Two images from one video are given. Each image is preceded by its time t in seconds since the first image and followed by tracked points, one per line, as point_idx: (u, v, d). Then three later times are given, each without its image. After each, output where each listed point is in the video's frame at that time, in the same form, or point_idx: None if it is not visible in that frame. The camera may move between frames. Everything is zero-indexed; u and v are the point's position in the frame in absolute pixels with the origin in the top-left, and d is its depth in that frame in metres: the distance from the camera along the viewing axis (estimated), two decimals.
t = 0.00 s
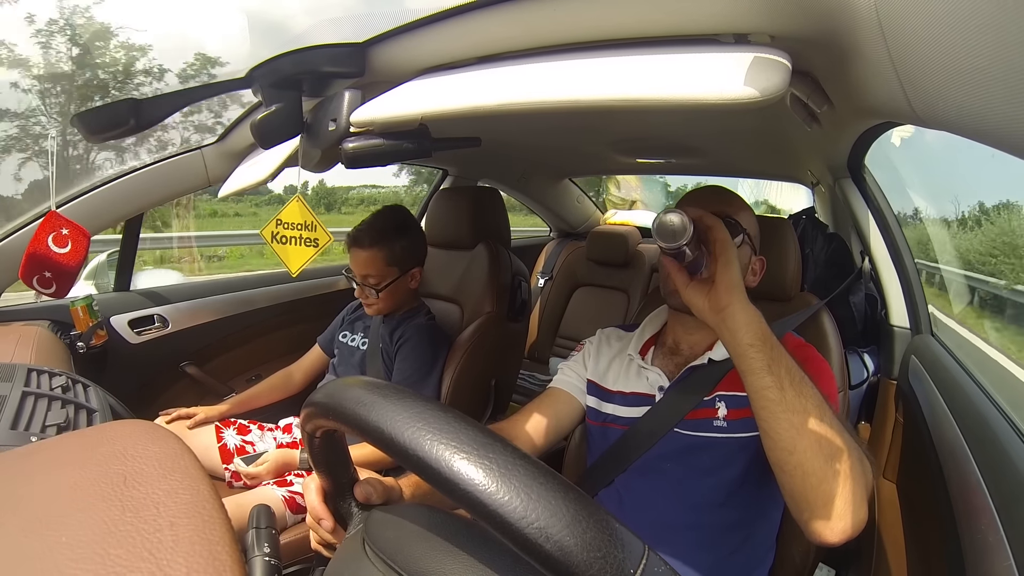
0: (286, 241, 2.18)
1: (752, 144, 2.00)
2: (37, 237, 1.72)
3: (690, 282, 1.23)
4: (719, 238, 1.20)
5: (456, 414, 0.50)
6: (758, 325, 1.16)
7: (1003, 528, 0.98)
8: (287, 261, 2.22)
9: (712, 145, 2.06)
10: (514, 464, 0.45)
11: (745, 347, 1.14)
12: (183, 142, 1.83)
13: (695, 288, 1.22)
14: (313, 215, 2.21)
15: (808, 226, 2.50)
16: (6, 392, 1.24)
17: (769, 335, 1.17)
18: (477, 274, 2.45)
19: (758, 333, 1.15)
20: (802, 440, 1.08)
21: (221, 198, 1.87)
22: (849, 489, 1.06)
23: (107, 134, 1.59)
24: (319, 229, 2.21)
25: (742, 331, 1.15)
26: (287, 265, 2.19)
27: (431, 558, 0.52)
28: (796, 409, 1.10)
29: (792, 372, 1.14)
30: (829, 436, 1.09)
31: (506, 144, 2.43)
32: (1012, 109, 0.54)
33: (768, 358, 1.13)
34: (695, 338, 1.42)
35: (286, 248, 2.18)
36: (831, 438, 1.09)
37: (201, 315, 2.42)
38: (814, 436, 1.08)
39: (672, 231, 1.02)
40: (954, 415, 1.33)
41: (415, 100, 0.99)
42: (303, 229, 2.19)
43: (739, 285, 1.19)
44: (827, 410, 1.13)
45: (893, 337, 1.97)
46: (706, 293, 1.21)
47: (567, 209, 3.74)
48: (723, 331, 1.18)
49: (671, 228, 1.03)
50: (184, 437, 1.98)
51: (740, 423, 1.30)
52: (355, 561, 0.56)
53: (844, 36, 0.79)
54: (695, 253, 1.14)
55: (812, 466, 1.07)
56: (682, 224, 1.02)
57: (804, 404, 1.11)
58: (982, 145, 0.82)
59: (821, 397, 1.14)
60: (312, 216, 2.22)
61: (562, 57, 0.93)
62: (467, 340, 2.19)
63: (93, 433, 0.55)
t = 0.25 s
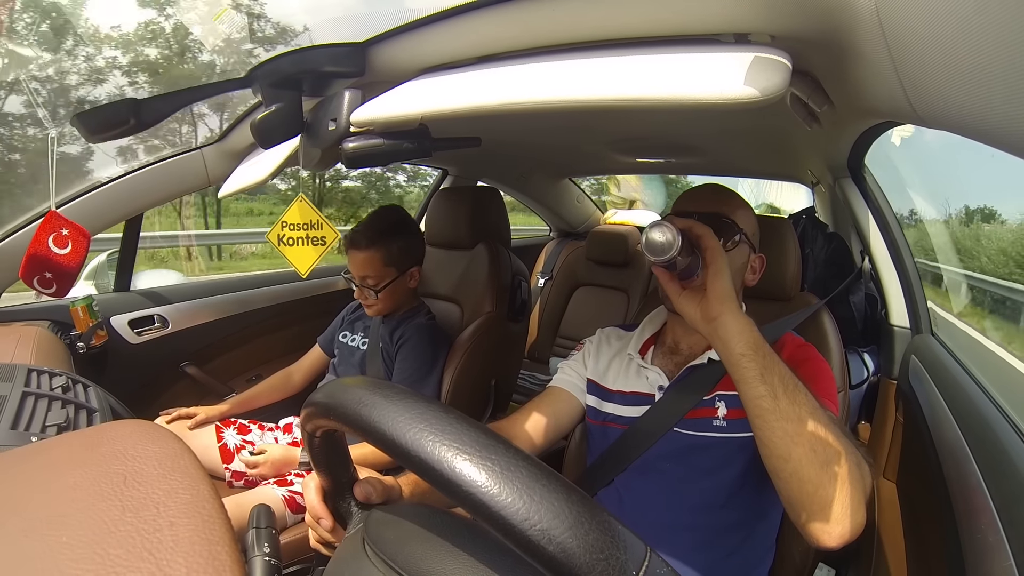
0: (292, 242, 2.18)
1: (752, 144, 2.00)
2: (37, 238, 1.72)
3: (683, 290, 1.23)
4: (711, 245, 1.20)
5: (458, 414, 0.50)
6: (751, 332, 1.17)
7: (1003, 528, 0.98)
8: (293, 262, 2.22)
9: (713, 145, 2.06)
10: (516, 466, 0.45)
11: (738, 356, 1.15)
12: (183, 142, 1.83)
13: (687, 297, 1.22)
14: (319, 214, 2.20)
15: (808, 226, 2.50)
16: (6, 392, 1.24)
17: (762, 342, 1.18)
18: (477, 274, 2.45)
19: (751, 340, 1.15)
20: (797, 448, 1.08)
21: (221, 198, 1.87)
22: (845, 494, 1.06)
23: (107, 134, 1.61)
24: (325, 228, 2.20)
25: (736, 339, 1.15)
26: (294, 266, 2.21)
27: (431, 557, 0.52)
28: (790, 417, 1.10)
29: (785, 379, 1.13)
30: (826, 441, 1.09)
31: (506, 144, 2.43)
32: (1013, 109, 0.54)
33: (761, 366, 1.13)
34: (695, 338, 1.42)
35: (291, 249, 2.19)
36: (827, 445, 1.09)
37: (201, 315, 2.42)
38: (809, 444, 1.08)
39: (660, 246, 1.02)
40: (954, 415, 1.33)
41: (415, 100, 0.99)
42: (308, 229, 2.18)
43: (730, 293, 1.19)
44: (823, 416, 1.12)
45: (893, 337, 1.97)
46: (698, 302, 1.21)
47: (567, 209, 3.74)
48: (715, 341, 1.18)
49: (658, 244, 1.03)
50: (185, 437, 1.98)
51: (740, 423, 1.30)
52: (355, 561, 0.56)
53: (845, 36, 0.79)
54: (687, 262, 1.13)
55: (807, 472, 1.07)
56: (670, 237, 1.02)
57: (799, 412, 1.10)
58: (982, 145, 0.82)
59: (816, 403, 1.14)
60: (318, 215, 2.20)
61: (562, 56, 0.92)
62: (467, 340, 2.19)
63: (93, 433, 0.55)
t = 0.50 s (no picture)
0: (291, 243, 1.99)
1: (752, 144, 2.00)
2: (41, 238, 1.72)
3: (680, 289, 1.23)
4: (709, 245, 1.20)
5: (458, 415, 0.50)
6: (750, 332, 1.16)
7: (1003, 527, 0.98)
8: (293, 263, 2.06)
9: (712, 145, 2.06)
10: (517, 466, 0.45)
11: (736, 355, 1.14)
12: (183, 143, 1.83)
13: (685, 296, 1.22)
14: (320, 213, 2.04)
15: (808, 226, 2.50)
16: (6, 392, 1.24)
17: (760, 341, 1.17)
18: (477, 274, 2.45)
19: (749, 339, 1.15)
20: (795, 447, 1.08)
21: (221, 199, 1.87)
22: (844, 492, 1.06)
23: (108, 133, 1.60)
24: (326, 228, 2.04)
25: (734, 338, 1.15)
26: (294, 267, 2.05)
27: (431, 558, 0.52)
28: (788, 416, 1.09)
29: (783, 379, 1.13)
30: (824, 440, 1.09)
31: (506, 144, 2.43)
32: (1013, 108, 0.53)
33: (759, 365, 1.13)
34: (694, 337, 1.41)
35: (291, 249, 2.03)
36: (824, 444, 1.09)
37: (201, 315, 2.42)
38: (807, 442, 1.08)
39: (660, 244, 1.02)
40: (954, 415, 1.33)
41: (414, 100, 0.99)
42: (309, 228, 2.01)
43: (729, 293, 1.19)
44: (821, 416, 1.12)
45: (893, 337, 1.97)
46: (696, 301, 1.21)
47: (567, 209, 3.74)
48: (714, 340, 1.18)
49: (657, 242, 1.03)
50: (185, 437, 1.98)
51: (740, 423, 1.30)
52: (355, 561, 0.56)
53: (845, 37, 0.79)
54: (686, 259, 1.13)
55: (806, 471, 1.07)
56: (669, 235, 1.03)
57: (797, 411, 1.10)
58: (982, 145, 0.82)
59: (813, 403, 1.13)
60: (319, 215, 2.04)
61: (562, 56, 0.92)
62: (467, 340, 2.19)
63: (93, 434, 0.55)
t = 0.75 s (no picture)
0: (285, 242, 2.25)
1: (752, 144, 2.00)
2: (37, 238, 1.71)
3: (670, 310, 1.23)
4: (693, 271, 1.19)
5: (457, 414, 0.50)
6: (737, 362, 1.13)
7: (1003, 528, 0.98)
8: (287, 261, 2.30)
9: (712, 145, 2.06)
10: (516, 465, 0.45)
11: (722, 387, 1.11)
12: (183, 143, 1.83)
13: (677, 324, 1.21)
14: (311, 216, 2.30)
15: (808, 226, 2.50)
16: (6, 392, 1.24)
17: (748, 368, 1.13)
18: (477, 274, 2.45)
19: (736, 369, 1.12)
20: (783, 472, 1.06)
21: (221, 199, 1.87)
22: (834, 510, 1.06)
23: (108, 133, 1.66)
24: (319, 230, 2.30)
25: (721, 370, 1.12)
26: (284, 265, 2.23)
27: (431, 558, 0.52)
28: (773, 444, 1.08)
29: (770, 404, 1.10)
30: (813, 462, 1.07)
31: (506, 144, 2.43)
32: (1012, 109, 0.54)
33: (746, 397, 1.09)
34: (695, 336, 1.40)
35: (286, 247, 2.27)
36: (812, 469, 1.07)
37: (202, 315, 2.42)
38: (795, 466, 1.06)
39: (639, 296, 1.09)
40: (954, 415, 1.33)
41: (415, 100, 0.99)
42: (302, 229, 2.26)
43: (715, 321, 1.15)
44: (809, 438, 1.09)
45: (893, 337, 1.97)
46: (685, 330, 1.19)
47: (567, 209, 3.74)
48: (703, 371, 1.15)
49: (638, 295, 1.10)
50: (184, 437, 1.98)
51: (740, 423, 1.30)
52: (355, 561, 0.56)
53: (845, 37, 0.79)
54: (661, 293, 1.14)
55: (795, 496, 1.06)
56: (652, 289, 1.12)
57: (784, 437, 1.07)
58: (982, 145, 0.82)
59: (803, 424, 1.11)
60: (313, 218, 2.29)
61: (562, 56, 0.93)
62: (467, 340, 2.19)
63: (93, 434, 0.55)
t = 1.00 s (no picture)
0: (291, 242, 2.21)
1: (752, 143, 2.00)
2: (37, 239, 1.72)
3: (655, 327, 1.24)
4: (674, 298, 1.17)
5: (456, 414, 0.50)
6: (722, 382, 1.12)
7: (1002, 527, 0.98)
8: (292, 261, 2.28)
9: (712, 144, 2.07)
10: (515, 465, 0.45)
11: (712, 409, 1.11)
12: (183, 143, 1.83)
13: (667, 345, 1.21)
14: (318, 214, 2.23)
15: (808, 225, 2.50)
16: (6, 393, 1.24)
17: (737, 388, 1.13)
18: (477, 274, 2.45)
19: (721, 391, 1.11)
20: (772, 491, 1.06)
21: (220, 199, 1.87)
22: (825, 530, 1.05)
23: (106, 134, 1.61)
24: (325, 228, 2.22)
25: (707, 391, 1.12)
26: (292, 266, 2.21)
27: (431, 558, 0.52)
28: (760, 466, 1.06)
29: (757, 426, 1.09)
30: (803, 483, 1.06)
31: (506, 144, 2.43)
32: (1012, 108, 0.54)
33: (734, 419, 1.09)
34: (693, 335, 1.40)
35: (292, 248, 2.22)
36: (800, 489, 1.06)
37: (201, 315, 2.42)
38: (783, 487, 1.06)
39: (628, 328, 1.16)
40: (954, 415, 1.33)
41: (414, 100, 0.99)
42: (309, 229, 2.23)
43: (704, 343, 1.16)
44: (797, 456, 1.08)
45: (893, 337, 1.97)
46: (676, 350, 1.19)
47: (567, 209, 3.74)
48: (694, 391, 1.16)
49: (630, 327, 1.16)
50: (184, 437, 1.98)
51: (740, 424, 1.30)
52: (356, 561, 0.56)
53: (844, 36, 0.79)
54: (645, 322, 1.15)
55: (784, 515, 1.06)
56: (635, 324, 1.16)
57: (773, 459, 1.06)
58: (981, 144, 0.82)
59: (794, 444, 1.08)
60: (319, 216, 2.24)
61: (561, 56, 0.93)
62: (467, 340, 2.18)
63: (94, 434, 0.55)
